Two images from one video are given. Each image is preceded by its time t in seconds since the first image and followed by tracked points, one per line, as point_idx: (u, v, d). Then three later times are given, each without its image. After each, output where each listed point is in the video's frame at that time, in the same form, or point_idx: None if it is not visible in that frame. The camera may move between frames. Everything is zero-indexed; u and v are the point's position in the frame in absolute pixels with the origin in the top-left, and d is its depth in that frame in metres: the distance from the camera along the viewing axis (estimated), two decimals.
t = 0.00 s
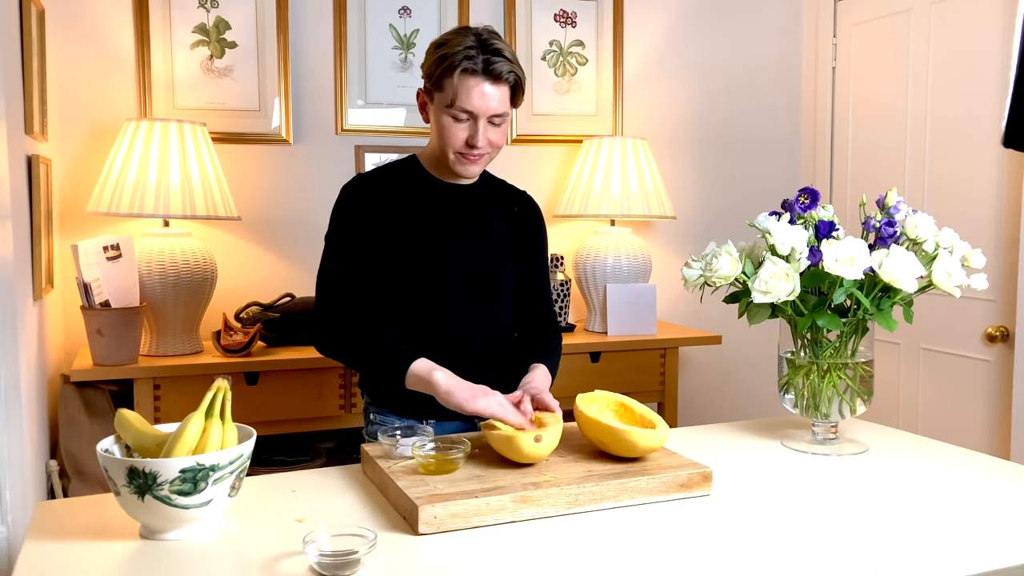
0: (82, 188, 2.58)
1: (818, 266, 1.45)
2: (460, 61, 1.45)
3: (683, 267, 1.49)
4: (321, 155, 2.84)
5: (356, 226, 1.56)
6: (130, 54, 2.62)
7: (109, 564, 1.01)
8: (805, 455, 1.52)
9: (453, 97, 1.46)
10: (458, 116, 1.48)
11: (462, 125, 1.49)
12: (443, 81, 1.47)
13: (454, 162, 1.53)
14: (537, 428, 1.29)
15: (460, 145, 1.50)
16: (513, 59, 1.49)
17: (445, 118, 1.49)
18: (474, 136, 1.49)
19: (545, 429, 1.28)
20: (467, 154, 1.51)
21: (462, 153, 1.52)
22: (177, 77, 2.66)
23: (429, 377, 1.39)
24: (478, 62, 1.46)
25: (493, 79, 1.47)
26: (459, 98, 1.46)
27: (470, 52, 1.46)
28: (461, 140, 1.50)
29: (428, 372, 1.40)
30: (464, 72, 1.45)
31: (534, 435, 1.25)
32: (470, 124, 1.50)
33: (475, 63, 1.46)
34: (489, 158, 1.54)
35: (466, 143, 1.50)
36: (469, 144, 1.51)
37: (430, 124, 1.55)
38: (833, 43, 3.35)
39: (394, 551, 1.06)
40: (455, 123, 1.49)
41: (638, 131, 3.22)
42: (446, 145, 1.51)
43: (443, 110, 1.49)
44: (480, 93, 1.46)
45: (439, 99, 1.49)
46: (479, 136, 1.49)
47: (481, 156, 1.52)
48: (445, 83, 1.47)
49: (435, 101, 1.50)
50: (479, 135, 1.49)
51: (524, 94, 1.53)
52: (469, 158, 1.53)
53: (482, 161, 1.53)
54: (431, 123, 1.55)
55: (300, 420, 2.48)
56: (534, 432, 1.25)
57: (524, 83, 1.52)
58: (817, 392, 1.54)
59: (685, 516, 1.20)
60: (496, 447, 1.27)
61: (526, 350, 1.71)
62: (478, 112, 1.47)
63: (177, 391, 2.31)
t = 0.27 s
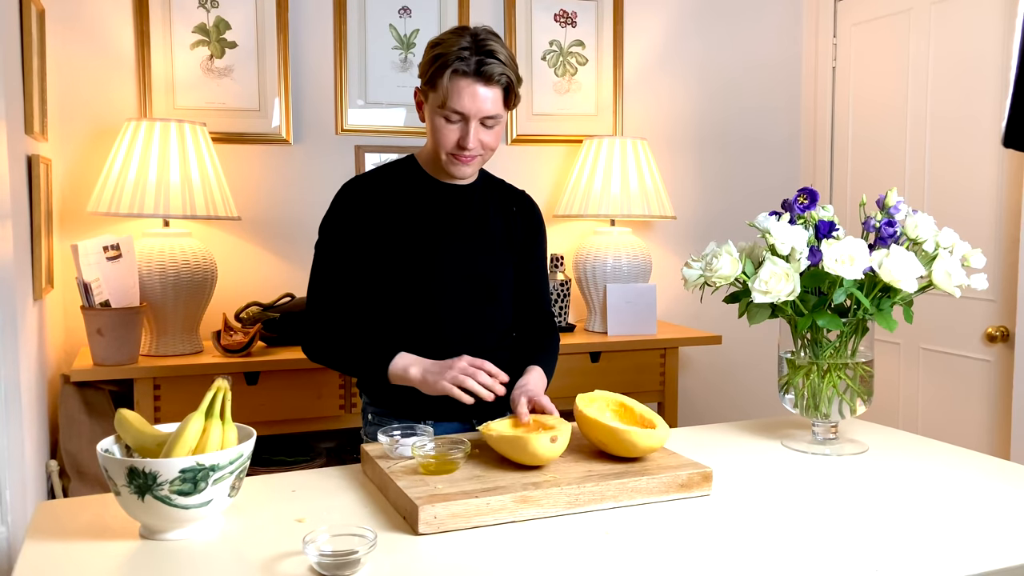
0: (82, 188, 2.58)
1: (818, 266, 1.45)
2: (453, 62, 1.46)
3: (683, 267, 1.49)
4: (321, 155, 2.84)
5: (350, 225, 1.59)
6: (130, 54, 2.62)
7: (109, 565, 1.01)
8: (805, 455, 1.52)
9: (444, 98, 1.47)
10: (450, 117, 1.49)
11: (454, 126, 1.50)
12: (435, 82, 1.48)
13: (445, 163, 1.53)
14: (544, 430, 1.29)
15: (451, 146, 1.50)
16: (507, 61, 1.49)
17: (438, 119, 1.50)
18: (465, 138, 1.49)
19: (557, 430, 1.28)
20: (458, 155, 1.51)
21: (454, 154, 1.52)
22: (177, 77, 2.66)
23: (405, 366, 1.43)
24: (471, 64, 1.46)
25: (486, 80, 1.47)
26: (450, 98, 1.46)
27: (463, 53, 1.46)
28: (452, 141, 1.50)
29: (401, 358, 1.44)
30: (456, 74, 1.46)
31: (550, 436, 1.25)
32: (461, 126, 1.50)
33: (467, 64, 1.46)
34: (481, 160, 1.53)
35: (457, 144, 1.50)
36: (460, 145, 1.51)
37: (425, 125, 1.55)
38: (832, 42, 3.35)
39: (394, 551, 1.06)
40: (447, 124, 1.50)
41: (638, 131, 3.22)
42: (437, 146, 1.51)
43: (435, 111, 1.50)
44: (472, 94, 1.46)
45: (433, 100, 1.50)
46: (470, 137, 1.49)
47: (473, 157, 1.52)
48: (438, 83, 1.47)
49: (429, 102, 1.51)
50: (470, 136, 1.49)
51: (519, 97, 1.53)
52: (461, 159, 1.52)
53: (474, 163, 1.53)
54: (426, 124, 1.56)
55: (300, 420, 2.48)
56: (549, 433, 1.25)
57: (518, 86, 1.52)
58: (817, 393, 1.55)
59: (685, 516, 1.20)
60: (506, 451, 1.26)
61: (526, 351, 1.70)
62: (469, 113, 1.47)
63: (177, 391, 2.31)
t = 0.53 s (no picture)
0: (82, 188, 2.58)
1: (818, 266, 1.45)
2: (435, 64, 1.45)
3: (683, 267, 1.49)
4: (321, 155, 2.84)
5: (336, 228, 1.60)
6: (130, 54, 2.62)
7: (109, 564, 1.01)
8: (805, 455, 1.52)
9: (427, 100, 1.47)
10: (434, 119, 1.49)
11: (438, 127, 1.49)
12: (418, 83, 1.47)
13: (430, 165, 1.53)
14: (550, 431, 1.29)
15: (435, 148, 1.50)
16: (490, 61, 1.49)
17: (421, 121, 1.50)
18: (449, 139, 1.49)
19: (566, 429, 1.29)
20: (443, 156, 1.51)
21: (438, 155, 1.52)
22: (177, 77, 2.66)
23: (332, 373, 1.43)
24: (454, 65, 1.46)
25: (468, 81, 1.47)
26: (432, 101, 1.46)
27: (446, 54, 1.46)
28: (436, 142, 1.50)
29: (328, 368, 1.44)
30: (438, 76, 1.46)
31: (564, 435, 1.26)
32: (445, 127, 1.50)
33: (450, 66, 1.46)
34: (466, 160, 1.54)
35: (442, 145, 1.50)
36: (445, 147, 1.51)
37: (409, 126, 1.55)
38: (833, 42, 3.35)
39: (394, 551, 1.06)
40: (431, 126, 1.49)
41: (638, 131, 3.22)
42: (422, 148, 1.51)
43: (419, 113, 1.50)
44: (454, 96, 1.46)
45: (415, 102, 1.50)
46: (454, 138, 1.49)
47: (457, 158, 1.52)
48: (421, 85, 1.47)
49: (412, 103, 1.51)
50: (455, 138, 1.49)
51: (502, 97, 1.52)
52: (446, 161, 1.53)
53: (459, 163, 1.53)
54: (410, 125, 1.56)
55: (300, 420, 2.48)
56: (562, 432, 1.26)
57: (501, 85, 1.51)
58: (817, 393, 1.55)
59: (685, 517, 1.20)
60: (518, 454, 1.26)
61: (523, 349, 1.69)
62: (452, 115, 1.47)
63: (177, 391, 2.31)
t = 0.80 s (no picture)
0: (81, 188, 2.58)
1: (818, 266, 1.45)
2: (444, 65, 1.44)
3: (683, 267, 1.49)
4: (321, 155, 2.84)
5: (334, 228, 1.59)
6: (130, 54, 2.62)
7: (109, 564, 1.01)
8: (805, 455, 1.52)
9: (438, 101, 1.45)
10: (444, 120, 1.48)
11: (448, 128, 1.49)
12: (426, 85, 1.46)
13: (441, 166, 1.52)
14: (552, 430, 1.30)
15: (447, 149, 1.50)
16: (494, 59, 1.49)
17: (430, 123, 1.49)
18: (462, 139, 1.49)
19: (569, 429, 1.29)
20: (454, 157, 1.51)
21: (449, 156, 1.51)
22: (177, 76, 2.66)
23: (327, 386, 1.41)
24: (461, 65, 1.46)
25: (476, 80, 1.47)
26: (445, 101, 1.45)
27: (452, 55, 1.45)
28: (448, 143, 1.49)
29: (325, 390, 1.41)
30: (448, 77, 1.45)
31: (568, 435, 1.27)
32: (455, 127, 1.49)
33: (458, 66, 1.45)
34: (475, 159, 1.54)
35: (453, 145, 1.50)
36: (456, 147, 1.50)
37: (412, 128, 1.53)
38: (833, 42, 3.35)
39: (394, 550, 1.06)
40: (441, 127, 1.49)
41: (638, 131, 3.22)
42: (432, 149, 1.50)
43: (427, 115, 1.48)
44: (465, 95, 1.46)
45: (422, 103, 1.48)
46: (467, 138, 1.49)
47: (468, 157, 1.52)
48: (429, 87, 1.46)
49: (417, 105, 1.49)
50: (467, 137, 1.49)
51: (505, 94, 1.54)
52: (456, 161, 1.52)
53: (469, 162, 1.53)
54: (412, 128, 1.54)
55: (300, 420, 2.48)
56: (566, 432, 1.27)
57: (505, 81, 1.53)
58: (817, 393, 1.55)
59: (685, 516, 1.20)
60: (520, 456, 1.26)
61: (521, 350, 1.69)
62: (464, 115, 1.47)
63: (177, 391, 2.31)
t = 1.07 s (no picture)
0: (82, 188, 2.58)
1: (818, 266, 1.45)
2: (472, 65, 1.45)
3: (683, 267, 1.49)
4: (321, 155, 2.84)
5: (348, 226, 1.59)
6: (130, 54, 2.62)
7: (109, 564, 1.01)
8: (805, 454, 1.52)
9: (465, 101, 1.47)
10: (470, 119, 1.49)
11: (473, 127, 1.50)
12: (453, 85, 1.47)
13: (464, 164, 1.54)
14: (552, 430, 1.30)
15: (472, 148, 1.51)
16: (521, 59, 1.50)
17: (456, 122, 1.50)
18: (487, 139, 1.50)
19: (570, 430, 1.29)
20: (478, 156, 1.52)
21: (473, 155, 1.53)
22: (177, 76, 2.66)
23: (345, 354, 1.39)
24: (489, 65, 1.46)
25: (503, 80, 1.48)
26: (471, 101, 1.46)
27: (480, 55, 1.46)
28: (473, 142, 1.51)
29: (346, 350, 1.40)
30: (476, 77, 1.46)
31: (569, 434, 1.27)
32: (481, 126, 1.50)
33: (486, 66, 1.46)
34: (498, 158, 1.56)
35: (477, 145, 1.51)
36: (481, 146, 1.52)
37: (436, 126, 1.54)
38: (833, 43, 3.35)
39: (394, 550, 1.06)
40: (466, 126, 1.50)
41: (638, 131, 3.22)
42: (456, 148, 1.52)
43: (453, 114, 1.49)
44: (492, 96, 1.47)
45: (448, 102, 1.49)
46: (492, 138, 1.50)
47: (491, 156, 1.54)
48: (456, 86, 1.47)
49: (443, 104, 1.50)
50: (492, 137, 1.50)
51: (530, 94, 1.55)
52: (480, 160, 1.53)
53: (492, 162, 1.55)
54: (436, 126, 1.55)
55: (300, 420, 2.48)
56: (566, 432, 1.27)
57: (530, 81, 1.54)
58: (818, 393, 1.54)
59: (685, 516, 1.19)
60: (520, 456, 1.26)
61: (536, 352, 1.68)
62: (490, 115, 1.48)
63: (178, 391, 2.31)
